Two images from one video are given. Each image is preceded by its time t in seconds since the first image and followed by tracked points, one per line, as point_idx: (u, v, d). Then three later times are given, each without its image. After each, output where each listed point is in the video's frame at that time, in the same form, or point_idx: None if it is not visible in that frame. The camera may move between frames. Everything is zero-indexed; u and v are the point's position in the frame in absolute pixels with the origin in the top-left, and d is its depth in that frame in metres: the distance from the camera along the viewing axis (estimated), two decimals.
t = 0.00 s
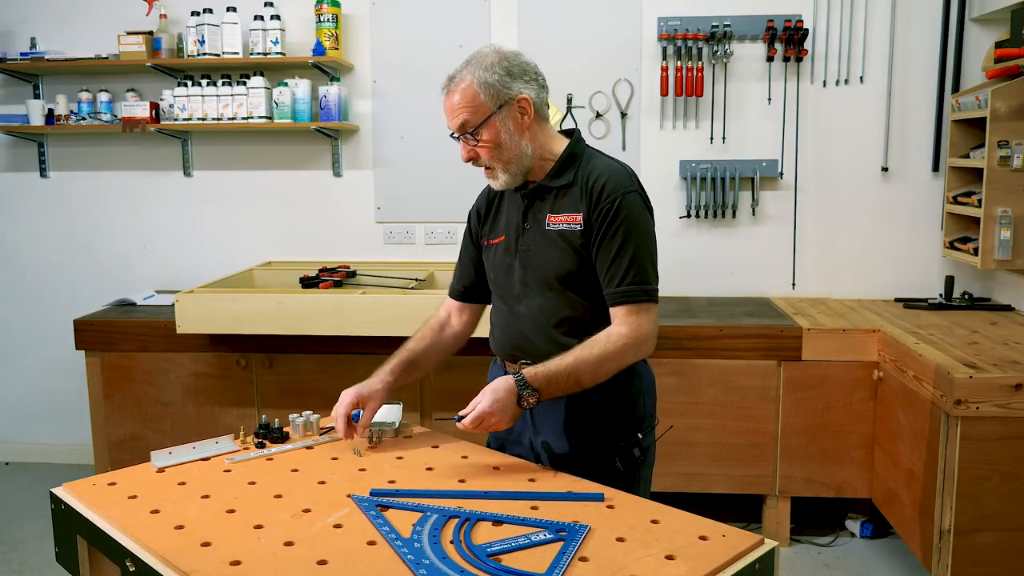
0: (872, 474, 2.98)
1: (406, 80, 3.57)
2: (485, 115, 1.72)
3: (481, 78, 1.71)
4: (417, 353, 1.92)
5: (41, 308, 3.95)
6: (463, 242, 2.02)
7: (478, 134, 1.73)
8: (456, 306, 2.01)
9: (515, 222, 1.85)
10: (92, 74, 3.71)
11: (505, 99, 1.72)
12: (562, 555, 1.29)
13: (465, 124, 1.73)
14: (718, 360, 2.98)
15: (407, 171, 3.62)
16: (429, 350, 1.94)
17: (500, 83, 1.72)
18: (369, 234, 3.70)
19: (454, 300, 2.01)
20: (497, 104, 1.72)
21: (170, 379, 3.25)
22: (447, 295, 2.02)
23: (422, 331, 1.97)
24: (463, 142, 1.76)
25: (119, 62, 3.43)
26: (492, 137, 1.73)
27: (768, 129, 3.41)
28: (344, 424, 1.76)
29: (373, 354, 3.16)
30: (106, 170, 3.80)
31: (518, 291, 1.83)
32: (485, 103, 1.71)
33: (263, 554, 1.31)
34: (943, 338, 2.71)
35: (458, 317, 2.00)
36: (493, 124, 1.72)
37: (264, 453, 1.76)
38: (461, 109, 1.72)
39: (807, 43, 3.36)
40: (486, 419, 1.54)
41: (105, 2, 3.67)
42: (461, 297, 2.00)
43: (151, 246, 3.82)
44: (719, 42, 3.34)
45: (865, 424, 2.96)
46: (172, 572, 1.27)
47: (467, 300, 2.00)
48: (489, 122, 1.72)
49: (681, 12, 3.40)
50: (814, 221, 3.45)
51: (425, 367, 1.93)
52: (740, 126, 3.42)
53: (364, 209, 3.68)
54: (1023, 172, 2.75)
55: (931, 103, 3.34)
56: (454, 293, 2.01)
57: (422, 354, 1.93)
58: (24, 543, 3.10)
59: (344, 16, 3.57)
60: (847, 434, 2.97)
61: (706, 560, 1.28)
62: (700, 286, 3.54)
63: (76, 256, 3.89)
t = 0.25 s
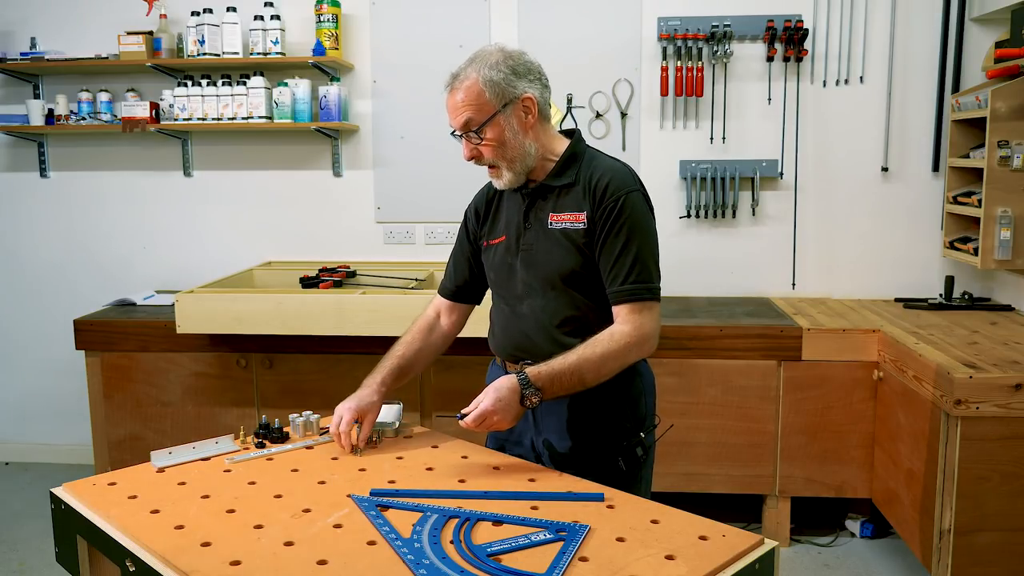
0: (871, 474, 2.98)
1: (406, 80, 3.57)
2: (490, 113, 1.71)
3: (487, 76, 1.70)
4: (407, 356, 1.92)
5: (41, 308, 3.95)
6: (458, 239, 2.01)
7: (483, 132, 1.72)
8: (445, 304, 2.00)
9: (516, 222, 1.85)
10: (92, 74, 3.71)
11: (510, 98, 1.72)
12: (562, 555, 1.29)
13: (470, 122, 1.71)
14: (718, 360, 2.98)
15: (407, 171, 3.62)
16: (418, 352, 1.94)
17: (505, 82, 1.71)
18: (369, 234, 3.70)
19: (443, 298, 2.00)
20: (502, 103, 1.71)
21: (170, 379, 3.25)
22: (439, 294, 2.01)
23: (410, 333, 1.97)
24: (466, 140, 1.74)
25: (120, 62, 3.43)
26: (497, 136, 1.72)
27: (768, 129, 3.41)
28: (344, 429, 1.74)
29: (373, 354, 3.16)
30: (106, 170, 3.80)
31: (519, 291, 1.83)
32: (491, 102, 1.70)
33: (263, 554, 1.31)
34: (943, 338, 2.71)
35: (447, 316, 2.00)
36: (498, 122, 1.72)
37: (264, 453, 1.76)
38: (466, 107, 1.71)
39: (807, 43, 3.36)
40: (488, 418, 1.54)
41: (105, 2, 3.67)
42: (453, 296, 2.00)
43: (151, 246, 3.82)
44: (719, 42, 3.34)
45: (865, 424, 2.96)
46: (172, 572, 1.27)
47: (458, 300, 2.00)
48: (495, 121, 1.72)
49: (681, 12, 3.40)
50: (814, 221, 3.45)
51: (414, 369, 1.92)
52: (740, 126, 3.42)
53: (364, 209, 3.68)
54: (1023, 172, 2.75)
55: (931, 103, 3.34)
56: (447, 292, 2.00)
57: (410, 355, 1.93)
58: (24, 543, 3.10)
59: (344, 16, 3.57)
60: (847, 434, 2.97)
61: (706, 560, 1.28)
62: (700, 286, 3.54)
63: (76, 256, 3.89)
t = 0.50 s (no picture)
0: (871, 474, 2.98)
1: (406, 80, 3.57)
2: (492, 113, 1.71)
3: (490, 75, 1.70)
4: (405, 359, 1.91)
5: (41, 308, 3.95)
6: (458, 239, 2.01)
7: (484, 132, 1.72)
8: (444, 305, 2.00)
9: (516, 222, 1.85)
10: (92, 74, 3.71)
11: (512, 97, 1.72)
12: (562, 555, 1.29)
13: (471, 121, 1.71)
14: (718, 360, 2.98)
15: (407, 171, 3.62)
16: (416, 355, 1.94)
17: (508, 81, 1.71)
18: (369, 235, 3.70)
19: (443, 299, 2.00)
20: (505, 102, 1.71)
21: (170, 379, 3.25)
22: (439, 295, 2.01)
23: (409, 336, 1.97)
24: (466, 139, 1.74)
25: (120, 62, 3.43)
26: (498, 135, 1.72)
27: (768, 129, 3.41)
28: (344, 431, 1.73)
29: (373, 354, 3.16)
30: (106, 170, 3.80)
31: (520, 291, 1.83)
32: (493, 101, 1.70)
33: (263, 554, 1.31)
34: (943, 338, 2.71)
35: (446, 318, 1.99)
36: (499, 122, 1.72)
37: (264, 453, 1.76)
38: (468, 105, 1.70)
39: (807, 43, 3.36)
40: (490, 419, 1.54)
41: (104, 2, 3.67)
42: (452, 297, 1.99)
43: (151, 246, 3.82)
44: (719, 42, 3.34)
45: (865, 424, 2.96)
46: (172, 572, 1.27)
47: (457, 300, 2.00)
48: (496, 121, 1.71)
49: (682, 12, 3.40)
50: (814, 221, 3.45)
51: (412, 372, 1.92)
52: (740, 126, 3.42)
53: (364, 209, 3.68)
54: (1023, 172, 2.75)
55: (931, 104, 3.34)
56: (446, 293, 2.00)
57: (408, 358, 1.92)
58: (24, 543, 3.10)
59: (344, 16, 3.57)
60: (847, 434, 2.97)
61: (706, 560, 1.28)
62: (700, 285, 3.54)
63: (76, 256, 3.89)
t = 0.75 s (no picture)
0: (871, 474, 2.98)
1: (406, 80, 3.57)
2: (503, 104, 1.71)
3: (504, 67, 1.71)
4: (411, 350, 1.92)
5: (41, 308, 3.95)
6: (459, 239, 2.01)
7: (492, 122, 1.71)
8: (454, 307, 2.00)
9: (517, 222, 1.85)
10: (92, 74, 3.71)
11: (523, 92, 1.73)
12: (562, 555, 1.29)
13: (481, 110, 1.71)
14: (718, 360, 2.98)
15: (407, 171, 3.62)
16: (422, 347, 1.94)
17: (520, 76, 1.72)
18: (369, 235, 3.70)
19: (449, 300, 2.00)
20: (515, 96, 1.72)
21: (170, 379, 3.25)
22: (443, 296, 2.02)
23: (416, 332, 1.98)
24: (473, 129, 1.74)
25: (119, 62, 3.43)
26: (506, 127, 1.72)
27: (768, 129, 3.41)
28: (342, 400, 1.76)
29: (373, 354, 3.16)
30: (106, 170, 3.80)
31: (520, 290, 1.83)
32: (504, 94, 1.71)
33: (263, 554, 1.31)
34: (943, 338, 2.71)
35: (454, 318, 2.00)
36: (509, 115, 1.72)
37: (264, 453, 1.76)
38: (479, 95, 1.70)
39: (807, 43, 3.36)
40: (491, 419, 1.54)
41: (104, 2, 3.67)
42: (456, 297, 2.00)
43: (151, 246, 3.82)
44: (719, 42, 3.34)
45: (864, 424, 2.96)
46: (172, 572, 1.27)
47: (461, 300, 2.00)
48: (506, 113, 1.71)
49: (682, 12, 3.40)
50: (814, 221, 3.45)
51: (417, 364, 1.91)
52: (740, 126, 3.42)
53: (364, 209, 3.68)
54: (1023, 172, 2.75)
55: (931, 104, 3.34)
56: (450, 293, 2.00)
57: (413, 349, 1.93)
58: (24, 543, 3.10)
59: (344, 16, 3.57)
60: (847, 434, 2.97)
61: (706, 560, 1.28)
62: (700, 286, 3.54)
63: (76, 256, 3.89)
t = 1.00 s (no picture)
0: (871, 474, 2.98)
1: (406, 81, 3.57)
2: (517, 99, 1.71)
3: (519, 62, 1.72)
4: (419, 351, 1.89)
5: (41, 308, 3.95)
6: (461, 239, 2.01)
7: (505, 117, 1.71)
8: (456, 307, 2.00)
9: (521, 221, 1.85)
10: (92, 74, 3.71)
11: (536, 88, 1.74)
12: (561, 555, 1.29)
13: (495, 103, 1.71)
14: (718, 360, 2.98)
15: (407, 171, 3.62)
16: (429, 347, 1.92)
17: (534, 72, 1.74)
18: (369, 234, 3.70)
19: (453, 300, 2.00)
20: (529, 91, 1.73)
21: (170, 379, 3.25)
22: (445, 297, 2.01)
23: (421, 334, 1.96)
24: (484, 123, 1.73)
25: (119, 62, 3.43)
26: (519, 122, 1.72)
27: (768, 129, 3.41)
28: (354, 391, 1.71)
29: (373, 354, 3.16)
30: (106, 170, 3.80)
31: (524, 290, 1.83)
32: (519, 88, 1.71)
33: (263, 554, 1.31)
34: (943, 338, 2.71)
35: (460, 318, 1.99)
36: (522, 109, 1.72)
37: (264, 453, 1.76)
38: (494, 87, 1.70)
39: (807, 43, 3.36)
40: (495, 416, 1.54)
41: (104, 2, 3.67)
42: (459, 298, 1.99)
43: (151, 246, 3.82)
44: (719, 42, 3.34)
45: (865, 424, 2.96)
46: (172, 572, 1.27)
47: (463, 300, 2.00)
48: (519, 108, 1.72)
49: (682, 12, 3.39)
50: (814, 221, 3.45)
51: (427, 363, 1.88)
52: (740, 126, 3.42)
53: (364, 209, 3.68)
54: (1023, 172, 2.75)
55: (931, 104, 3.34)
56: (453, 294, 2.00)
57: (421, 349, 1.91)
58: (24, 543, 3.10)
59: (344, 15, 3.57)
60: (847, 434, 2.97)
61: (706, 560, 1.28)
62: (700, 286, 3.54)
63: (76, 256, 3.89)
